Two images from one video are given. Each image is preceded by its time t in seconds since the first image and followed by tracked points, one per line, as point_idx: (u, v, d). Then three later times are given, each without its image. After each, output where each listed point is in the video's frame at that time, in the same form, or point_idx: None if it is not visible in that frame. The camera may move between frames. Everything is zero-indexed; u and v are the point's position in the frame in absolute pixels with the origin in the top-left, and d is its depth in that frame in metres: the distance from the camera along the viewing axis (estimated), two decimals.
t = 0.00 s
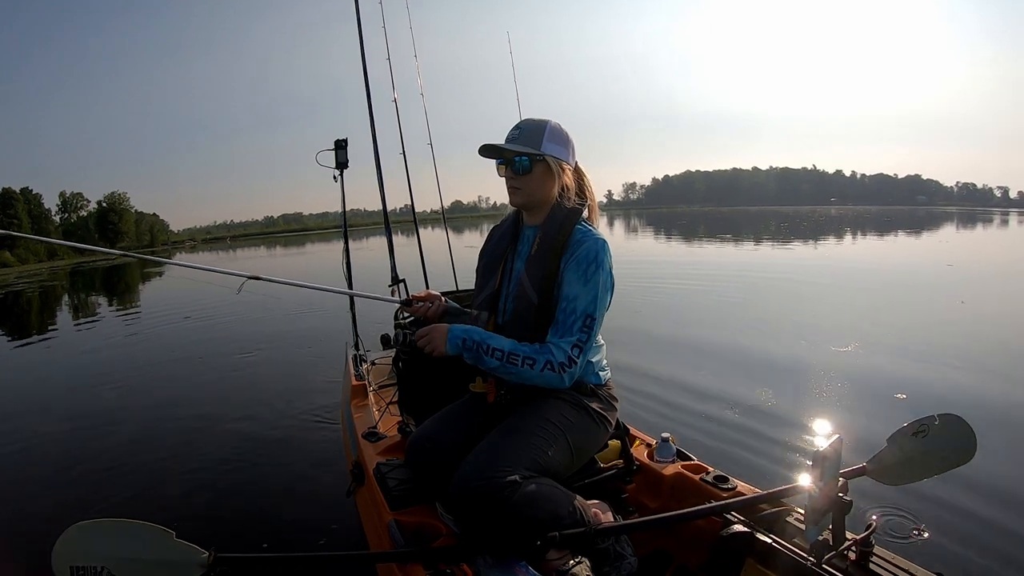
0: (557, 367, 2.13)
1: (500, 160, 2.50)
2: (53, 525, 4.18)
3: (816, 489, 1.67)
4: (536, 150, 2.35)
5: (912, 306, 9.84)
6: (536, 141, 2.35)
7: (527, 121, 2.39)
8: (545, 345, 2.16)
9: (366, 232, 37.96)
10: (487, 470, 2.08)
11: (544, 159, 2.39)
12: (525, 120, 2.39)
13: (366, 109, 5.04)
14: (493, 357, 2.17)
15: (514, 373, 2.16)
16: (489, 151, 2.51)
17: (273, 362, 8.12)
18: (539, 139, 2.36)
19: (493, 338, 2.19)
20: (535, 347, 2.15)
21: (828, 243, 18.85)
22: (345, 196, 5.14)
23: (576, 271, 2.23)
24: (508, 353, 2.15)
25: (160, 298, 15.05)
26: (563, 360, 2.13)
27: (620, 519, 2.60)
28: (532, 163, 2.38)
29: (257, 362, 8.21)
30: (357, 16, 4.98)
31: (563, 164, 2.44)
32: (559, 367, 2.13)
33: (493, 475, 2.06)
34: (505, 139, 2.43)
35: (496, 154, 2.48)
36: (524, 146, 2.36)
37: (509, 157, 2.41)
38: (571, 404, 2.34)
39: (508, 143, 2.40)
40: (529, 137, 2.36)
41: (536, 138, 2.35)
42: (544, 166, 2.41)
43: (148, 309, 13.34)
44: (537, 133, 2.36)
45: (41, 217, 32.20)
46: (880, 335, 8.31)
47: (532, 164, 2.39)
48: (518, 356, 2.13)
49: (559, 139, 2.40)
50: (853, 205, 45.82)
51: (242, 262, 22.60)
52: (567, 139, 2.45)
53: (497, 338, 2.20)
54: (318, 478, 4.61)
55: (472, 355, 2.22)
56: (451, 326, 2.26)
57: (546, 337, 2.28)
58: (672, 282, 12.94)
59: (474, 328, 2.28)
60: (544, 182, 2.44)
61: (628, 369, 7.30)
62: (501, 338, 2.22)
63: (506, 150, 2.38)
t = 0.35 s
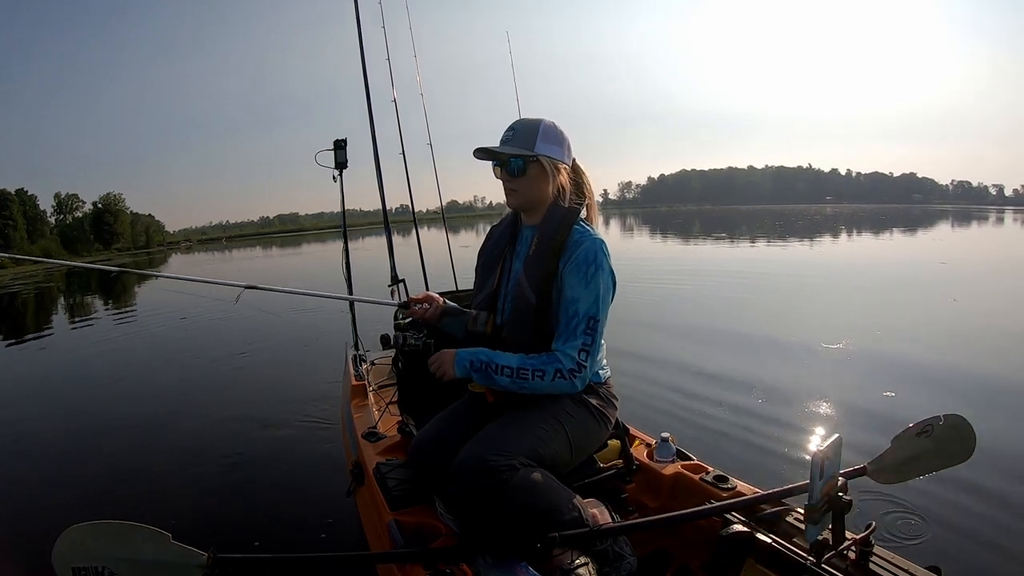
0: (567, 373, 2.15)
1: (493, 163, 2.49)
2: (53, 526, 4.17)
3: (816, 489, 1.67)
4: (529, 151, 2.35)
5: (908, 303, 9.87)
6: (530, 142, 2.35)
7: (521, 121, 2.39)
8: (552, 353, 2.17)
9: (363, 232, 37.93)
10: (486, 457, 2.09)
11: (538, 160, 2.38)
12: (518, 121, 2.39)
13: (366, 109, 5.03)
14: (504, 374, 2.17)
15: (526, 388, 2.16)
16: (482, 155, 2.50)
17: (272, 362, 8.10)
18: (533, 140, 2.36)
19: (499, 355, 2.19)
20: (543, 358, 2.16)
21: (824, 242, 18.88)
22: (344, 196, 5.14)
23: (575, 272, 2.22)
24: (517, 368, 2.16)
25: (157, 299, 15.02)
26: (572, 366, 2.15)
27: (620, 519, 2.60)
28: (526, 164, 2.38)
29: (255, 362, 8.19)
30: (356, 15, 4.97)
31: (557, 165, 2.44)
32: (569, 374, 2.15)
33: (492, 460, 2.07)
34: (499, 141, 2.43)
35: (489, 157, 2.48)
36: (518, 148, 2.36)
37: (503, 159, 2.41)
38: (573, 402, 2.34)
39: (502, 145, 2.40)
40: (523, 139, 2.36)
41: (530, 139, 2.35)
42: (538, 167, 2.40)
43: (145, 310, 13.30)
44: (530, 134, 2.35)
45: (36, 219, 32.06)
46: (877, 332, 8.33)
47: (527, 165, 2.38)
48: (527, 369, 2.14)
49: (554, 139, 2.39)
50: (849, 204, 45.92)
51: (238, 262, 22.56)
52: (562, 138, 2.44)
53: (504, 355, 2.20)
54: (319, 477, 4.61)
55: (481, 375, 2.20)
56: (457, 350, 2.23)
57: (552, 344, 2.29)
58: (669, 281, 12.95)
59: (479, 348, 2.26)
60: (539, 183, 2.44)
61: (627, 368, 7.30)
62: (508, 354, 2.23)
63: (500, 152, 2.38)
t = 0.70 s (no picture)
0: (598, 375, 2.19)
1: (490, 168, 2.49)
2: (53, 526, 4.16)
3: (816, 486, 1.67)
4: (527, 154, 2.35)
5: (905, 301, 9.89)
6: (526, 145, 2.35)
7: (515, 123, 2.39)
8: (580, 358, 2.19)
9: (360, 232, 37.91)
10: (489, 471, 2.09)
11: (536, 163, 2.38)
12: (513, 124, 2.39)
13: (365, 109, 5.03)
14: (538, 387, 2.17)
15: (561, 396, 2.18)
16: (478, 162, 2.50)
17: (271, 362, 8.10)
18: (529, 143, 2.36)
19: (530, 369, 2.19)
20: (573, 364, 2.18)
21: (820, 240, 18.93)
22: (344, 196, 5.14)
23: (582, 275, 2.23)
24: (551, 379, 2.16)
25: (155, 299, 14.99)
26: (603, 368, 2.18)
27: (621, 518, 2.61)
28: (524, 167, 2.38)
29: (254, 362, 8.18)
30: (355, 15, 4.97)
31: (555, 165, 2.44)
32: (600, 375, 2.19)
33: (494, 477, 2.07)
34: (495, 146, 2.43)
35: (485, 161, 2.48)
36: (514, 152, 2.36)
37: (499, 164, 2.41)
38: (574, 406, 2.32)
39: (498, 150, 2.40)
40: (518, 142, 2.36)
41: (526, 142, 2.35)
42: (536, 170, 2.40)
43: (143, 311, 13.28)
44: (525, 136, 2.36)
45: (31, 220, 31.93)
46: (873, 329, 8.35)
47: (525, 168, 2.38)
48: (561, 379, 2.15)
49: (550, 140, 2.39)
50: (844, 202, 46.04)
51: (235, 263, 22.51)
52: (558, 139, 2.44)
53: (534, 368, 2.20)
54: (319, 476, 4.62)
55: (515, 391, 2.19)
56: (486, 367, 2.21)
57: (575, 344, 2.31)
58: (666, 279, 12.96)
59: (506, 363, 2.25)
60: (537, 185, 2.44)
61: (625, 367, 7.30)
62: (538, 365, 2.23)
63: (497, 157, 2.38)
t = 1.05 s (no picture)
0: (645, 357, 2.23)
1: (490, 169, 2.48)
2: (52, 526, 4.16)
3: (817, 487, 1.67)
4: (528, 155, 2.34)
5: (900, 300, 9.91)
6: (527, 146, 2.35)
7: (516, 124, 2.39)
8: (627, 349, 2.20)
9: (357, 232, 37.90)
10: (491, 472, 2.08)
11: (536, 164, 2.38)
12: (513, 124, 2.39)
13: (365, 110, 5.02)
14: (607, 392, 2.14)
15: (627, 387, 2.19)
16: (478, 161, 2.48)
17: (269, 362, 8.09)
18: (530, 143, 2.35)
19: (592, 380, 2.14)
20: (625, 356, 2.19)
21: (815, 240, 18.95)
22: (345, 196, 5.14)
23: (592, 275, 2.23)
24: (615, 379, 2.15)
25: (152, 300, 14.94)
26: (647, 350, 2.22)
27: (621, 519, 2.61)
28: (525, 168, 2.37)
29: (252, 362, 8.17)
30: (355, 15, 4.97)
31: (555, 166, 2.44)
32: (648, 356, 2.23)
33: (496, 477, 2.07)
34: (495, 147, 2.42)
35: (484, 162, 2.47)
36: (515, 153, 2.35)
37: (500, 165, 2.40)
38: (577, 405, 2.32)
39: (498, 150, 2.39)
40: (519, 142, 2.35)
41: (527, 143, 2.35)
42: (537, 171, 2.40)
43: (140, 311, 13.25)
44: (526, 137, 2.35)
45: (27, 221, 31.80)
46: (869, 328, 8.37)
47: (526, 170, 2.38)
48: (623, 375, 2.15)
49: (550, 141, 2.40)
50: (840, 202, 46.13)
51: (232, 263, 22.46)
52: (558, 140, 2.44)
53: (594, 376, 2.15)
54: (318, 477, 4.62)
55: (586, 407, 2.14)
56: (564, 410, 2.11)
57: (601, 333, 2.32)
58: (662, 279, 12.97)
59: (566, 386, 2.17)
60: (538, 187, 2.43)
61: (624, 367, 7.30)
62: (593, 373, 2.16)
63: (497, 158, 2.37)
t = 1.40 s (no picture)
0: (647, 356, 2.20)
1: (490, 167, 2.47)
2: (51, 527, 4.15)
3: (817, 489, 1.67)
4: (529, 155, 2.34)
5: (896, 299, 9.92)
6: (528, 146, 2.35)
7: (517, 124, 2.39)
8: (629, 345, 2.19)
9: (355, 232, 37.86)
10: (491, 473, 2.07)
11: (537, 163, 2.38)
12: (515, 124, 2.39)
13: (365, 110, 5.01)
14: (610, 384, 2.12)
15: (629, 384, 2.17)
16: (479, 158, 2.48)
17: (268, 362, 8.09)
18: (532, 143, 2.36)
19: (595, 369, 2.11)
20: (626, 352, 2.17)
21: (812, 239, 18.99)
22: (345, 196, 5.13)
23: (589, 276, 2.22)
24: (616, 371, 2.12)
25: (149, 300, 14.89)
26: (649, 348, 2.20)
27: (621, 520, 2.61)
28: (526, 167, 2.37)
29: (250, 363, 8.16)
30: (355, 15, 4.97)
31: (554, 167, 2.44)
32: (650, 355, 2.20)
33: (497, 478, 2.06)
34: (495, 145, 2.42)
35: (484, 161, 2.46)
36: (516, 152, 2.35)
37: (500, 164, 2.39)
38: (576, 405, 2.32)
39: (499, 148, 2.39)
40: (521, 142, 2.35)
41: (528, 143, 2.35)
42: (538, 170, 2.40)
43: (137, 312, 13.21)
44: (527, 137, 2.35)
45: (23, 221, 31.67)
46: (866, 326, 8.37)
47: (527, 169, 2.37)
48: (626, 368, 2.13)
49: (551, 143, 2.40)
50: (837, 201, 46.12)
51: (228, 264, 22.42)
52: (559, 142, 2.45)
53: (597, 366, 2.13)
54: (317, 478, 4.61)
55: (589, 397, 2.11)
56: (563, 395, 2.09)
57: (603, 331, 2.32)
58: (659, 278, 12.96)
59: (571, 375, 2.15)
60: (537, 186, 2.43)
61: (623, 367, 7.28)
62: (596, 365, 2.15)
63: (498, 157, 2.36)
